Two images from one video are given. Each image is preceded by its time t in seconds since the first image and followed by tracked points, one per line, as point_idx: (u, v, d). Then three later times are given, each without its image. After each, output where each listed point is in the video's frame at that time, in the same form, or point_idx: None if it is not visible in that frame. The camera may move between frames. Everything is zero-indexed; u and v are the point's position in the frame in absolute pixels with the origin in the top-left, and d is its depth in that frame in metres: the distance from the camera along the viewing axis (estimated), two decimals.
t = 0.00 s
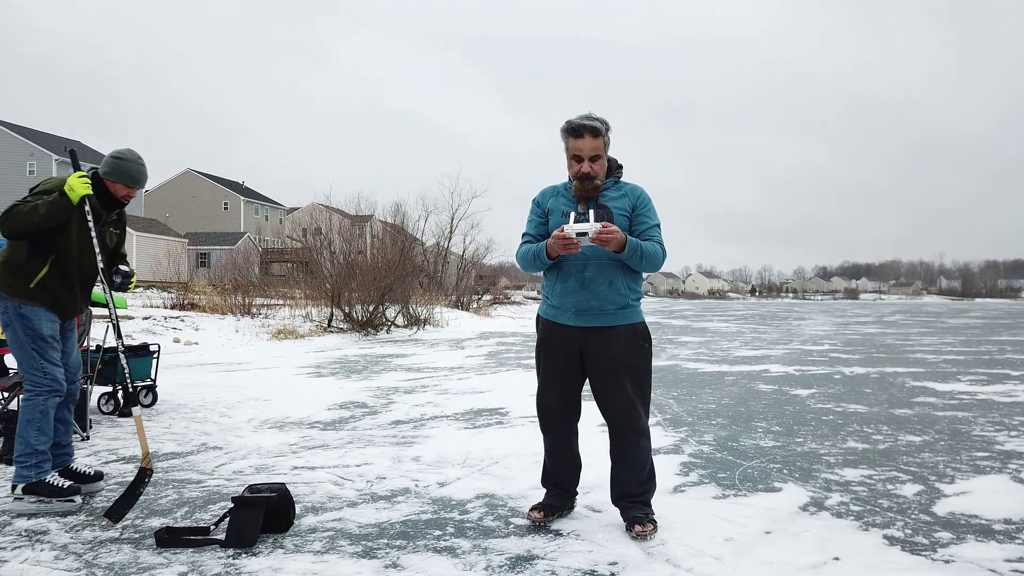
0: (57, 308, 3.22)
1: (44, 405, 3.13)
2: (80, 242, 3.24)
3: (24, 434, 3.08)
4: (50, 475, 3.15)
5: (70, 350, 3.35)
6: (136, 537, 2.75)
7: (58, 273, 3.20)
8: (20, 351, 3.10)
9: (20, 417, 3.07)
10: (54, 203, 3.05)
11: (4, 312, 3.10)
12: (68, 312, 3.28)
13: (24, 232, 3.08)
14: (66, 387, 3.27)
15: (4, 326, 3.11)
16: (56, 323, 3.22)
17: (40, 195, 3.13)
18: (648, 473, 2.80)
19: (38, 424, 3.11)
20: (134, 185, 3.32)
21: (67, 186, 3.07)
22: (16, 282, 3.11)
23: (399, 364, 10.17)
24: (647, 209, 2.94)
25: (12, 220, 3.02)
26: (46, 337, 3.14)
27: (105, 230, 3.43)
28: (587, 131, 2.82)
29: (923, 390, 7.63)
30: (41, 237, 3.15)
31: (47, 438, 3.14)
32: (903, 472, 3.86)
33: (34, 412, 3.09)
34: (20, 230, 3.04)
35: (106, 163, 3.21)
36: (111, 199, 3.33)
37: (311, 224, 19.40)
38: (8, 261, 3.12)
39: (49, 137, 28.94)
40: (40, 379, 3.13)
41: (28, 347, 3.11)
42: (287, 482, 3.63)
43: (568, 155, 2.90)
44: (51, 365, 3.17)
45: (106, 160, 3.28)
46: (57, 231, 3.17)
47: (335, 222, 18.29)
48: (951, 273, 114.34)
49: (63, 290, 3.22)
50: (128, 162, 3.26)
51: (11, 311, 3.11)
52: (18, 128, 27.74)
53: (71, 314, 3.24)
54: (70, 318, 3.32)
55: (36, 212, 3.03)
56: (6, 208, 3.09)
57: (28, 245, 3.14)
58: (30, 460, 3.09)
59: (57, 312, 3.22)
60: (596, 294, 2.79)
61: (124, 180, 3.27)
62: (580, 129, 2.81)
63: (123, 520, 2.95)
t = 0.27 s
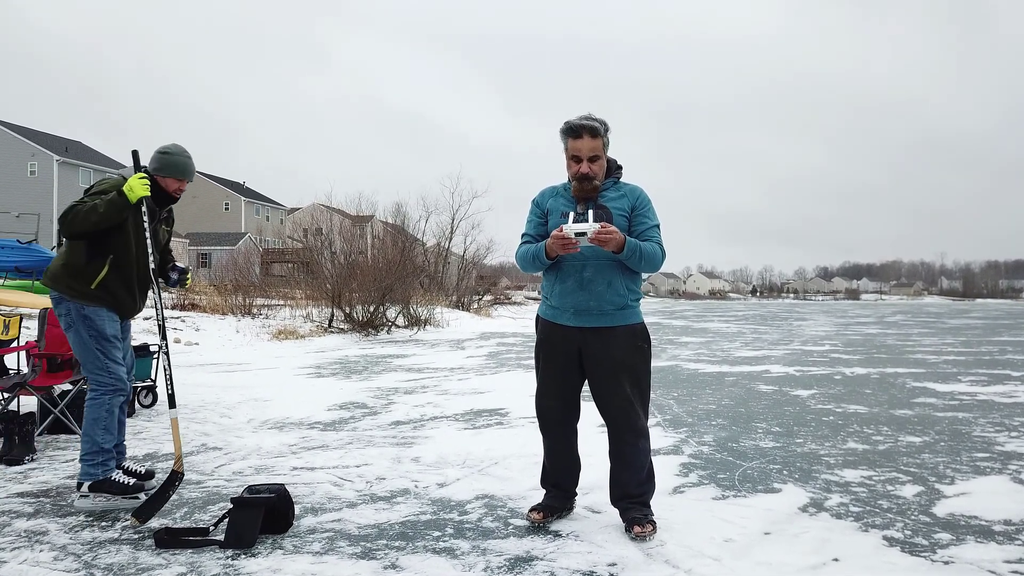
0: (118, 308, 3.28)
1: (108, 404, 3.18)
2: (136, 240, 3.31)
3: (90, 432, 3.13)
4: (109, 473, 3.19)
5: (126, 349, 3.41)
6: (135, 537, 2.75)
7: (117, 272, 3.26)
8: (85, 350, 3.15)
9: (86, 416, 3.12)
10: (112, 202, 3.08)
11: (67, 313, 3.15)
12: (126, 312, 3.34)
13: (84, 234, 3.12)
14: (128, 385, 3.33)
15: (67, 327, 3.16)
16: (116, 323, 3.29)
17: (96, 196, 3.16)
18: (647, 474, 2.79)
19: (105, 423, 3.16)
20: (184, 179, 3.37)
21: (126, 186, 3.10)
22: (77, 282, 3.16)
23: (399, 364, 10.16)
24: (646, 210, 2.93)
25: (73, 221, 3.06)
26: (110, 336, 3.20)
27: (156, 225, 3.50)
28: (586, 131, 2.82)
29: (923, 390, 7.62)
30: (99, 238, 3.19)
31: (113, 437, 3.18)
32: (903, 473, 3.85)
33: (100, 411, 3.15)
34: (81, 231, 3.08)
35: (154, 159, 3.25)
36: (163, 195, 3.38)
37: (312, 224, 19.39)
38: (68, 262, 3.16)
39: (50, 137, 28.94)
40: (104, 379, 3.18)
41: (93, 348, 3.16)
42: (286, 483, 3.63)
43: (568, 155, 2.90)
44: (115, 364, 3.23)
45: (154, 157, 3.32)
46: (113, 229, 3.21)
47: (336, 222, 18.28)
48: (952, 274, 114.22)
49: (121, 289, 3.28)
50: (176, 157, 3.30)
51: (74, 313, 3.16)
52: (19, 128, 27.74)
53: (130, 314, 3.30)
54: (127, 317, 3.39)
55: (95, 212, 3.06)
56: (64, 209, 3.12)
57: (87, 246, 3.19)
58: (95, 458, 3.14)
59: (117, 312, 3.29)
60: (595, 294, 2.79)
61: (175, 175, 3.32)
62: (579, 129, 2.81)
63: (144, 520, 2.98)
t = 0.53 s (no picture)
0: (171, 308, 3.33)
1: (160, 404, 3.21)
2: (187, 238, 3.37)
3: (142, 431, 3.17)
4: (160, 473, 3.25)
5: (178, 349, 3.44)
6: (135, 538, 2.75)
7: (171, 269, 3.31)
8: (140, 351, 3.18)
9: (138, 416, 3.15)
10: (167, 202, 3.11)
11: (123, 313, 3.19)
12: (179, 312, 3.39)
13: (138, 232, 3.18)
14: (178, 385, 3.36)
15: (123, 327, 3.20)
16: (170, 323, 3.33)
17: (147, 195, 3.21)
18: (646, 474, 2.79)
19: (155, 422, 3.19)
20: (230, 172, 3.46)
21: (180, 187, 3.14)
22: (133, 280, 3.21)
23: (400, 365, 10.16)
24: (646, 211, 2.93)
25: (128, 220, 3.10)
26: (164, 337, 3.25)
27: (204, 222, 3.58)
28: (587, 131, 2.82)
29: (923, 391, 7.62)
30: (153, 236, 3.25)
31: (163, 437, 3.23)
32: (902, 473, 3.85)
33: (151, 411, 3.18)
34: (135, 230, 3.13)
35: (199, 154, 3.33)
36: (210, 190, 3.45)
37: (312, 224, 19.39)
38: (124, 262, 3.22)
39: (51, 138, 28.97)
40: (157, 379, 3.21)
41: (147, 348, 3.20)
42: (286, 483, 3.64)
43: (568, 155, 2.90)
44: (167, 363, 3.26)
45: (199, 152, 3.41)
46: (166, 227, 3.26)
47: (336, 223, 18.29)
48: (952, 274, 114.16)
49: (174, 286, 3.33)
50: (221, 150, 3.39)
51: (130, 313, 3.20)
52: (20, 129, 27.76)
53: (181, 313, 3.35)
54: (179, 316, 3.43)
55: (149, 210, 3.11)
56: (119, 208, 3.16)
57: (142, 245, 3.24)
58: (146, 457, 3.20)
59: (170, 312, 3.33)
60: (595, 295, 2.79)
61: (219, 166, 3.40)
62: (580, 129, 2.81)
63: (144, 521, 2.98)
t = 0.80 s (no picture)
0: (221, 307, 3.34)
1: (213, 403, 3.23)
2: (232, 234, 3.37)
3: (196, 430, 3.19)
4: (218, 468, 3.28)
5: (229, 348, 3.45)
6: (135, 537, 2.76)
7: (218, 267, 3.32)
8: (192, 351, 3.20)
9: (192, 415, 3.17)
10: (211, 200, 3.11)
11: (174, 313, 3.20)
12: (228, 310, 3.39)
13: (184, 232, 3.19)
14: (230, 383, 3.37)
15: (175, 327, 3.21)
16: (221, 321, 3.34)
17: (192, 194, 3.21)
18: (646, 474, 2.79)
19: (209, 421, 3.21)
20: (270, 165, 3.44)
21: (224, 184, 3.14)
22: (182, 280, 3.23)
23: (400, 365, 10.16)
24: (646, 210, 2.93)
25: (173, 220, 3.12)
26: (215, 335, 3.25)
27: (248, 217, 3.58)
28: (588, 130, 2.82)
29: (924, 391, 7.61)
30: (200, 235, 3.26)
31: (217, 435, 3.24)
32: (902, 473, 3.85)
33: (205, 409, 3.20)
34: (182, 229, 3.14)
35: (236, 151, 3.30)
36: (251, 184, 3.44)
37: (313, 224, 19.40)
38: (172, 262, 3.24)
39: (52, 138, 28.99)
40: (210, 377, 3.23)
41: (200, 347, 3.21)
42: (286, 483, 3.64)
43: (569, 154, 2.90)
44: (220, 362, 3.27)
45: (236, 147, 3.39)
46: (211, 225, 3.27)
47: (337, 223, 18.30)
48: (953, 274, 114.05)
49: (222, 284, 3.34)
50: (259, 144, 3.37)
51: (181, 313, 3.21)
52: (21, 129, 27.79)
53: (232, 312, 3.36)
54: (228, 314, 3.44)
55: (195, 209, 3.11)
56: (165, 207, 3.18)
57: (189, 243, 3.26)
58: (200, 455, 3.21)
59: (220, 310, 3.34)
60: (595, 294, 2.79)
61: (257, 159, 3.36)
62: (581, 128, 2.81)
63: (145, 520, 2.99)
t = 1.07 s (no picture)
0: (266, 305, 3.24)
1: (260, 401, 3.09)
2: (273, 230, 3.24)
3: (244, 429, 3.05)
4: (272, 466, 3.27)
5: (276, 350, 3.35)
6: (135, 536, 2.76)
7: (260, 265, 3.21)
8: (238, 349, 3.10)
9: (240, 413, 3.05)
10: (247, 200, 2.97)
11: (221, 314, 3.12)
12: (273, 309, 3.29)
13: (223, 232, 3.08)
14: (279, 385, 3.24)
15: (221, 328, 3.13)
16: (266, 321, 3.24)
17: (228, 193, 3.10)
18: (645, 474, 2.79)
19: (258, 420, 3.07)
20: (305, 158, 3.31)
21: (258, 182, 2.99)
22: (225, 280, 3.13)
23: (401, 365, 10.15)
24: (647, 210, 2.93)
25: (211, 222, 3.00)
26: (261, 334, 3.16)
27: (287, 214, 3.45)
28: (588, 130, 2.82)
29: (925, 391, 7.61)
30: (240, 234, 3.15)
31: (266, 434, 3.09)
32: (902, 472, 3.86)
33: (253, 408, 3.06)
34: (222, 230, 3.02)
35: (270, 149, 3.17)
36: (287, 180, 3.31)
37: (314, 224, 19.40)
38: (214, 264, 3.14)
39: (54, 139, 29.04)
40: (257, 377, 3.11)
41: (246, 346, 3.12)
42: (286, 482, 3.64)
43: (569, 154, 2.90)
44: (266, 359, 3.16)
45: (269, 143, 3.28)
46: (250, 223, 3.15)
47: (338, 223, 18.29)
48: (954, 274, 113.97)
49: (265, 282, 3.23)
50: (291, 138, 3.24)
51: (227, 313, 3.13)
52: (22, 130, 27.84)
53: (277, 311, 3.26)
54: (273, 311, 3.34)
55: (232, 209, 2.99)
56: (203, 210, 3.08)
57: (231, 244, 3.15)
58: (248, 453, 3.04)
59: (265, 309, 3.24)
60: (595, 294, 2.79)
61: (290, 155, 3.22)
62: (581, 128, 2.81)
63: (146, 520, 2.98)
